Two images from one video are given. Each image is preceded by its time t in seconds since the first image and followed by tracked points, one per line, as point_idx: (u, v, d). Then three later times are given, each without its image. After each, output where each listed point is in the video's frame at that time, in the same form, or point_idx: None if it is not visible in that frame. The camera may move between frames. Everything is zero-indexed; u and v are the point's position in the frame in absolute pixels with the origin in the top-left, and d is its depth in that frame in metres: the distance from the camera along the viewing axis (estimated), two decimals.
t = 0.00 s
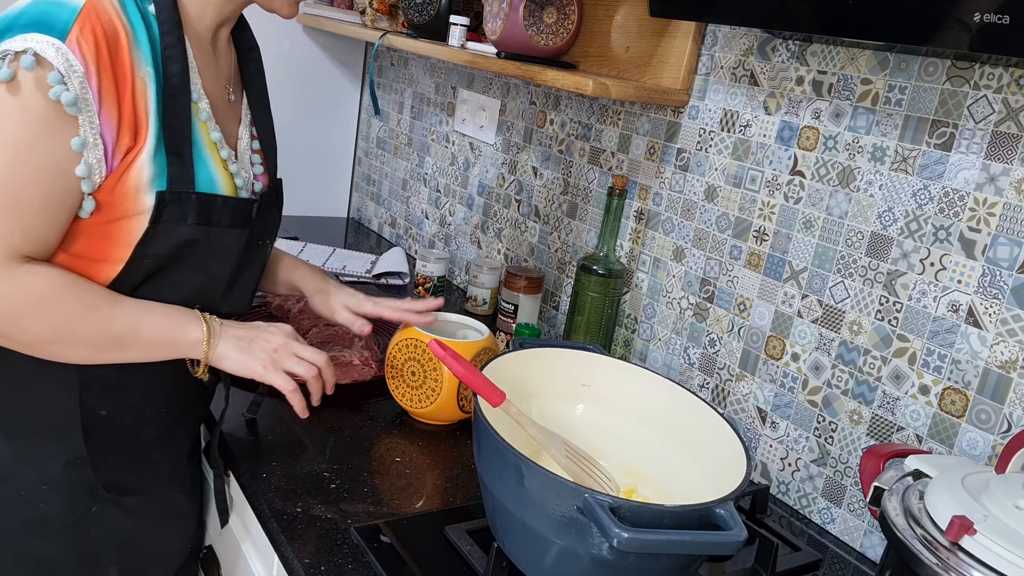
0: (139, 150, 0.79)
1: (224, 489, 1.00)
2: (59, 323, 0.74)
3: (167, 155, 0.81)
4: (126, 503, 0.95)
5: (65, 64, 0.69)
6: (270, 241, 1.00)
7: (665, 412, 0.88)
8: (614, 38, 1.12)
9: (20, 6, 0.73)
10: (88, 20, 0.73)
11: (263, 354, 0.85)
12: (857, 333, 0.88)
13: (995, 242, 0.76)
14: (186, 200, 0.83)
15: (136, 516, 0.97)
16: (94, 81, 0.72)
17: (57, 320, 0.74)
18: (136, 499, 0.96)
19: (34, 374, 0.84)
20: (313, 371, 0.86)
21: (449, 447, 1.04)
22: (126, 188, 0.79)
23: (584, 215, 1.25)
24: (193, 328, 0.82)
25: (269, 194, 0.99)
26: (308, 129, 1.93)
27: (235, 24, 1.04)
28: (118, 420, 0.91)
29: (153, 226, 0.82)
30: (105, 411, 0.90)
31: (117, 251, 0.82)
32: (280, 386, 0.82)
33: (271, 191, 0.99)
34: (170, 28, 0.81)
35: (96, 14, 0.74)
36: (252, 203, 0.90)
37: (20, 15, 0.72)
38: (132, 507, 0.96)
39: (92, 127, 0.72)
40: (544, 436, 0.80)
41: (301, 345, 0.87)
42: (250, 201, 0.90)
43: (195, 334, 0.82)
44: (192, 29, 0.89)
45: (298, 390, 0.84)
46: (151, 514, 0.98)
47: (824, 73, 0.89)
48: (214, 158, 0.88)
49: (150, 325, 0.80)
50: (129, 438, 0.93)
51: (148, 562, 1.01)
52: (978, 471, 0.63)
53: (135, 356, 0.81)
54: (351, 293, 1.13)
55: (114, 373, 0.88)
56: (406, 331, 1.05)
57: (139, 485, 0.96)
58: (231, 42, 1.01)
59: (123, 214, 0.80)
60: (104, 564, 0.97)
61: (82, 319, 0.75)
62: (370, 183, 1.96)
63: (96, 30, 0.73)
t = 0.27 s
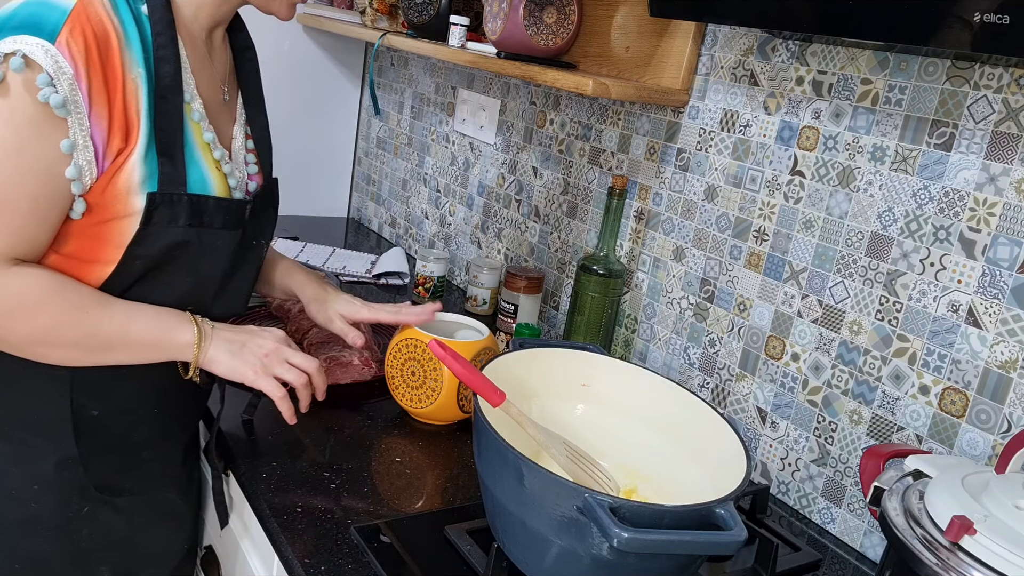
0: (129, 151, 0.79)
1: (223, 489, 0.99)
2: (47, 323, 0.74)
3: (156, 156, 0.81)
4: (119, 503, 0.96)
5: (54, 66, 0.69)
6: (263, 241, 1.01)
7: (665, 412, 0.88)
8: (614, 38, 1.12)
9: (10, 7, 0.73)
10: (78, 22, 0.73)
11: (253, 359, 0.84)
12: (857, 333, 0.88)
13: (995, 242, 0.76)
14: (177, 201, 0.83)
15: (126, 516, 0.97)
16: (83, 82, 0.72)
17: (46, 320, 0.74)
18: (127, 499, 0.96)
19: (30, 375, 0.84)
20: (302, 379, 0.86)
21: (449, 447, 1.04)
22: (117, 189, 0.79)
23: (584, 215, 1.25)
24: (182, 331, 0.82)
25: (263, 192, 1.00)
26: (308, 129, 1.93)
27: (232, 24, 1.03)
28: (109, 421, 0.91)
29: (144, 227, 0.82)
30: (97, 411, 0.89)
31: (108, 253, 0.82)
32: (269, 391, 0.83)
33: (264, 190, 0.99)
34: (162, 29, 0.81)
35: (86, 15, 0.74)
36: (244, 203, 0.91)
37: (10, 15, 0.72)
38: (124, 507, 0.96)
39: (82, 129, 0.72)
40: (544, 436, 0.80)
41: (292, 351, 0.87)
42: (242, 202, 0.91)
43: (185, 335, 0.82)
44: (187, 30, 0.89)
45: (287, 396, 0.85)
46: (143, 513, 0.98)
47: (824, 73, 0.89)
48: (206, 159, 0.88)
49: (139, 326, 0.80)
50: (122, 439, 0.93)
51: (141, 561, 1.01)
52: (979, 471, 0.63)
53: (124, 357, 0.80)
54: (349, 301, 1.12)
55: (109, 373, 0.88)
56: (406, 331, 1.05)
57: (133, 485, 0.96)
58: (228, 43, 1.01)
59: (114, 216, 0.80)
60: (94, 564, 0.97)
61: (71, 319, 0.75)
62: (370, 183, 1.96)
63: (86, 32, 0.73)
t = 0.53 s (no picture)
0: (127, 151, 0.79)
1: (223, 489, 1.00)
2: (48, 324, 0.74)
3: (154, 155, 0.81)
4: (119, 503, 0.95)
5: (52, 67, 0.69)
6: (258, 239, 1.01)
7: (666, 412, 0.88)
8: (614, 38, 1.12)
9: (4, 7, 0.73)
10: (75, 22, 0.73)
11: (254, 357, 0.86)
12: (857, 333, 0.88)
13: (995, 242, 0.76)
14: (175, 200, 0.83)
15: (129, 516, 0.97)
16: (81, 83, 0.72)
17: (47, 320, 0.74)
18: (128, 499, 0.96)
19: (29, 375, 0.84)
20: (302, 376, 0.89)
21: (449, 447, 1.04)
22: (116, 189, 0.79)
23: (584, 215, 1.25)
24: (183, 329, 0.82)
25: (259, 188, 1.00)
26: (308, 129, 1.93)
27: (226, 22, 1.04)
28: (109, 420, 0.91)
29: (143, 226, 0.82)
30: (96, 411, 0.90)
31: (107, 252, 0.82)
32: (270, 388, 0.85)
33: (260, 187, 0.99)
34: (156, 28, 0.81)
35: (82, 15, 0.74)
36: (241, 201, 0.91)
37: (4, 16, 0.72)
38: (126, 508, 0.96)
39: (80, 129, 0.72)
40: (544, 437, 0.80)
41: (292, 348, 0.90)
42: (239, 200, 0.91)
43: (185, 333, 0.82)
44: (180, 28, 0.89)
45: (286, 394, 0.87)
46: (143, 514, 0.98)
47: (824, 73, 0.89)
48: (203, 158, 0.88)
49: (140, 325, 0.80)
50: (122, 439, 0.93)
51: (144, 560, 1.01)
52: (978, 471, 0.63)
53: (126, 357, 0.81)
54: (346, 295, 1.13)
55: (106, 372, 0.88)
56: (405, 331, 1.05)
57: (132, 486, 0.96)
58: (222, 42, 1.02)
59: (113, 215, 0.80)
60: (95, 564, 0.97)
61: (72, 319, 0.75)
62: (370, 183, 1.96)
63: (82, 32, 0.73)
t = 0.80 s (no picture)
0: (130, 150, 0.79)
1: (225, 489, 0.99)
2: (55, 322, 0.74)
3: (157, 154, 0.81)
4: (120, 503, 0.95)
5: (54, 67, 0.69)
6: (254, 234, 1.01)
7: (666, 412, 0.88)
8: (614, 38, 1.12)
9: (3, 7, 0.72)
10: (76, 22, 0.73)
11: (256, 350, 0.88)
12: (857, 333, 0.88)
13: (995, 242, 0.76)
14: (177, 198, 0.83)
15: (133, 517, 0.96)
16: (82, 82, 0.72)
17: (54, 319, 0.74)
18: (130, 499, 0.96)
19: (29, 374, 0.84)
20: (301, 371, 0.91)
21: (449, 447, 1.04)
22: (118, 188, 0.79)
23: (584, 215, 1.25)
24: (187, 325, 0.83)
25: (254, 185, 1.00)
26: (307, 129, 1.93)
27: (219, 19, 1.03)
28: (115, 417, 0.91)
29: (145, 225, 0.82)
30: (99, 409, 0.90)
31: (109, 252, 0.82)
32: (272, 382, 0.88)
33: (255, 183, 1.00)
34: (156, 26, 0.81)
35: (83, 15, 0.74)
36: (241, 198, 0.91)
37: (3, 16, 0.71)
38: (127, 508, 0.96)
39: (82, 128, 0.72)
40: (544, 437, 0.80)
41: (291, 343, 0.92)
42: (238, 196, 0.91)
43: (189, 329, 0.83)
44: (176, 27, 0.89)
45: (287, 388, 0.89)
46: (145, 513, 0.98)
47: (824, 73, 0.89)
48: (202, 156, 0.88)
49: (145, 321, 0.80)
50: (125, 437, 0.93)
51: (147, 560, 0.99)
52: (979, 471, 0.63)
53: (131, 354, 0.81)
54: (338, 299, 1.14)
55: (107, 371, 0.88)
56: (405, 331, 1.05)
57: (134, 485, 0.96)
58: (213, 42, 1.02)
59: (115, 215, 0.80)
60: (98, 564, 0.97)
61: (78, 317, 0.76)
62: (370, 183, 1.96)
63: (83, 32, 0.73)
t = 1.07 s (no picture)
0: (128, 147, 0.79)
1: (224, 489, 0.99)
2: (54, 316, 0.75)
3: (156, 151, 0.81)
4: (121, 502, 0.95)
5: (53, 63, 0.69)
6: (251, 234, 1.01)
7: (666, 411, 0.88)
8: (614, 38, 1.12)
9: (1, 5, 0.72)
10: (75, 18, 0.73)
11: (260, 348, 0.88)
12: (857, 333, 0.88)
13: (995, 242, 0.76)
14: (174, 194, 0.83)
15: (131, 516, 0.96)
16: (81, 78, 0.72)
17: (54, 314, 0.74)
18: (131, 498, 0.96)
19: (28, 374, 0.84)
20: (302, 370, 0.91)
21: (449, 447, 1.04)
22: (116, 184, 0.79)
23: (584, 215, 1.25)
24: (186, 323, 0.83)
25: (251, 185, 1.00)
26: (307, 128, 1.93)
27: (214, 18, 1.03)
28: (110, 416, 0.91)
29: (143, 222, 0.82)
30: (97, 408, 0.90)
31: (107, 248, 0.82)
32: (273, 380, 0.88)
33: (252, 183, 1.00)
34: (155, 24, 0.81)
35: (81, 11, 0.74)
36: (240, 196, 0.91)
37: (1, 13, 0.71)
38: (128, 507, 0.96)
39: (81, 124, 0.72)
40: (544, 437, 0.79)
41: (293, 343, 0.92)
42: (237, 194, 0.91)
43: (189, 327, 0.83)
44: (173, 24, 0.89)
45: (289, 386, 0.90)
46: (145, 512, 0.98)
47: (824, 73, 0.89)
48: (201, 154, 0.88)
49: (145, 317, 0.81)
50: (123, 436, 0.93)
51: (144, 560, 0.99)
52: (979, 471, 0.63)
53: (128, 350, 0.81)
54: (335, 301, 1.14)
55: (105, 369, 0.88)
56: (406, 331, 1.05)
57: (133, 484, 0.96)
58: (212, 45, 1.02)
59: (113, 211, 0.80)
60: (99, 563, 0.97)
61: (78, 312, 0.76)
62: (370, 183, 1.96)
63: (82, 28, 0.73)
